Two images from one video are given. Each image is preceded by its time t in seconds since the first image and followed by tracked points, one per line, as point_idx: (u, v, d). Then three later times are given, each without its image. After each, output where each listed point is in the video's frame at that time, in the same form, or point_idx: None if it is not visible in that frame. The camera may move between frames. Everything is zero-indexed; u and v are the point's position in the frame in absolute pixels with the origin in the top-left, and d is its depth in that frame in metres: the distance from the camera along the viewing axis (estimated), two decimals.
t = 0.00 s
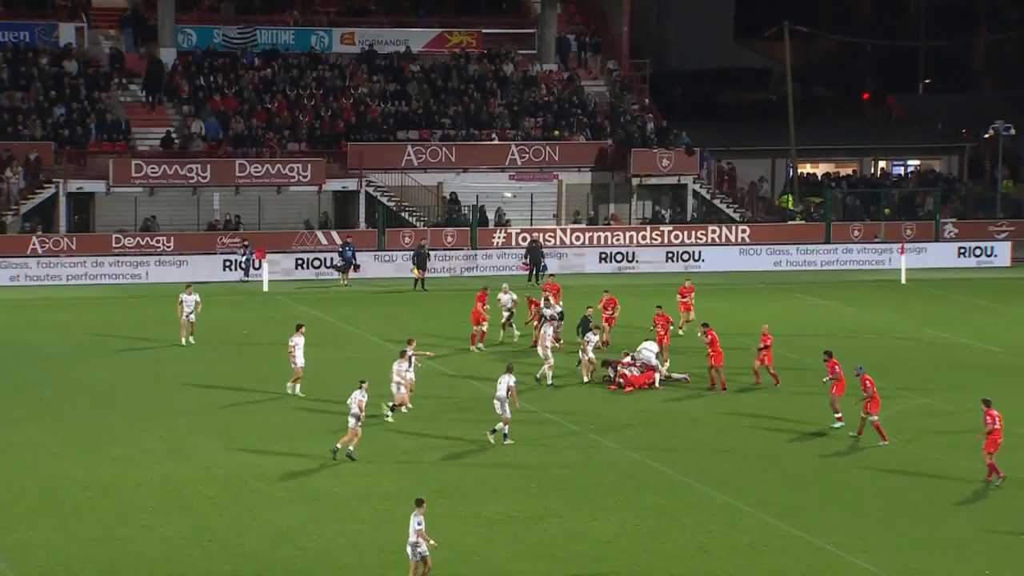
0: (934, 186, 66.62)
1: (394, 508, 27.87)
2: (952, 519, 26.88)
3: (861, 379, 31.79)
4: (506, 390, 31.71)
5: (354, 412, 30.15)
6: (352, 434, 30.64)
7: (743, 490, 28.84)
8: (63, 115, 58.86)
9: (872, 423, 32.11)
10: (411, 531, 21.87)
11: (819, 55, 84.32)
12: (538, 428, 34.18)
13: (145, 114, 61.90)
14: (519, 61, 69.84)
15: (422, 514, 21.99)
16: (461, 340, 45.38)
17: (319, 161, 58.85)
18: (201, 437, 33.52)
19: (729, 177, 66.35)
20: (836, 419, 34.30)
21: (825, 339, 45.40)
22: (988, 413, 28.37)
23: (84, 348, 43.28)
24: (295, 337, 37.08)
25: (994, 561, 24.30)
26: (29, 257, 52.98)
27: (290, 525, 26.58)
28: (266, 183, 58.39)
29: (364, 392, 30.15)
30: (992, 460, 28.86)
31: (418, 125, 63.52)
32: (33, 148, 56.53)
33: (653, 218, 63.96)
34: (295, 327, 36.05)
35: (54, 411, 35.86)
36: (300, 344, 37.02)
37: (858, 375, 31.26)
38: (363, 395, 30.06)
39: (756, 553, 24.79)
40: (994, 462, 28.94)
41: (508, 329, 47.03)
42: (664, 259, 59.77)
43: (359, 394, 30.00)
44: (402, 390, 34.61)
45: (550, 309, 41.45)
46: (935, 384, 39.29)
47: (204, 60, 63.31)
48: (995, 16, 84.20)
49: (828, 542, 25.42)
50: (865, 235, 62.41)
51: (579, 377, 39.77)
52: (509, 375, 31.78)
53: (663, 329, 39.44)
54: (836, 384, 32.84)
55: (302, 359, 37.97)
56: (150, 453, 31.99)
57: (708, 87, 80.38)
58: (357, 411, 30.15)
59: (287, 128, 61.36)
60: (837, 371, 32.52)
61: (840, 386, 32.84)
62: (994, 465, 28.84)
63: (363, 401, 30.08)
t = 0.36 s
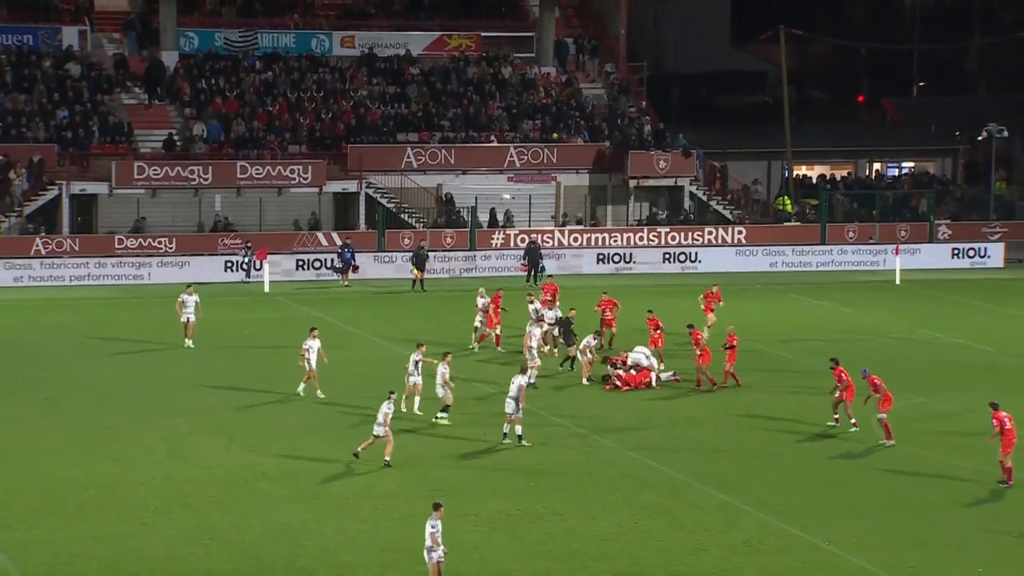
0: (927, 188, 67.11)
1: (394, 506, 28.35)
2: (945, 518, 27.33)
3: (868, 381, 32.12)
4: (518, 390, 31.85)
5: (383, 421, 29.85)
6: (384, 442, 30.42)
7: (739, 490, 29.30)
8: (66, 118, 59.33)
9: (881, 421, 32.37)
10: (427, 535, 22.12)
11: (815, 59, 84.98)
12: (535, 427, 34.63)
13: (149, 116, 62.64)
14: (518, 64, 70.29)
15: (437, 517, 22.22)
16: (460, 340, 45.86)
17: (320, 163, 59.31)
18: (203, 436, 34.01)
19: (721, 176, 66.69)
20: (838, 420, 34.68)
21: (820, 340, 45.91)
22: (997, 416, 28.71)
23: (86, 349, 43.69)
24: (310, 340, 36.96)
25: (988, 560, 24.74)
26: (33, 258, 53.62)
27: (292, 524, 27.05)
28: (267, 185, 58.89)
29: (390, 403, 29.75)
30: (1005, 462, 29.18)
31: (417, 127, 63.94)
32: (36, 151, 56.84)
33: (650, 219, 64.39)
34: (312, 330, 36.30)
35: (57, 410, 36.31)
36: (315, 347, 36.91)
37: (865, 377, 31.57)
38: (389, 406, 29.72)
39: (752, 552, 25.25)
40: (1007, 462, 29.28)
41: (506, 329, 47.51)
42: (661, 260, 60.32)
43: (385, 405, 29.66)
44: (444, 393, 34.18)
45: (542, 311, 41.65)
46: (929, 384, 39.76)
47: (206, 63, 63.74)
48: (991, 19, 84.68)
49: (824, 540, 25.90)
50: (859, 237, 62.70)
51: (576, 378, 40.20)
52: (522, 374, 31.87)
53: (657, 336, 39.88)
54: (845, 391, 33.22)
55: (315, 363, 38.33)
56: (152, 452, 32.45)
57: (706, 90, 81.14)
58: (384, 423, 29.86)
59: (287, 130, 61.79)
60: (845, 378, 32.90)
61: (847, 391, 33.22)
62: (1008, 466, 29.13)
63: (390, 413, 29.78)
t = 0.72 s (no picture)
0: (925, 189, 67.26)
1: (393, 506, 28.47)
2: (943, 518, 27.45)
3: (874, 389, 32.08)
4: (534, 391, 31.76)
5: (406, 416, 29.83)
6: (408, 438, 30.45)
7: (738, 490, 29.42)
8: (66, 119, 59.39)
9: (889, 426, 32.38)
10: (440, 541, 21.88)
11: (813, 59, 85.08)
12: (534, 428, 34.75)
13: (149, 117, 62.96)
14: (516, 65, 70.40)
15: (451, 523, 21.99)
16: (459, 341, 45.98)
17: (319, 164, 59.38)
18: (202, 436, 34.13)
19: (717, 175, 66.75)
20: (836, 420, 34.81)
21: (818, 340, 46.06)
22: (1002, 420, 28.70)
23: (85, 349, 43.79)
24: (322, 342, 36.67)
25: (985, 560, 24.85)
26: (32, 259, 53.71)
27: (292, 523, 27.15)
28: (267, 186, 58.87)
29: (414, 397, 29.91)
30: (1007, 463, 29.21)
31: (417, 129, 64.15)
32: (36, 152, 57.07)
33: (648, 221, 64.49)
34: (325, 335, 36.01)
35: (56, 410, 36.36)
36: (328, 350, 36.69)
37: (871, 389, 31.51)
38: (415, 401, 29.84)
39: (751, 552, 25.34)
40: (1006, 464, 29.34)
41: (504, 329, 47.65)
42: (659, 261, 60.45)
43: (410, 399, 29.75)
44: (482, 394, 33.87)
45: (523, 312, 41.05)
46: (927, 384, 39.89)
47: (205, 65, 63.75)
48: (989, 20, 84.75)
49: (821, 540, 26.02)
50: (856, 237, 62.98)
51: (574, 378, 40.30)
52: (537, 375, 31.74)
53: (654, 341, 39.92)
54: (843, 391, 33.24)
55: (331, 365, 38.39)
56: (152, 452, 32.55)
57: (704, 90, 81.50)
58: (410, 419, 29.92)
59: (287, 131, 61.86)
60: (841, 379, 33.02)
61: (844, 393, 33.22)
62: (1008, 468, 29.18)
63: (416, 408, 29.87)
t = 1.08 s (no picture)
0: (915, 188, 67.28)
1: (384, 505, 28.46)
2: (932, 517, 27.50)
3: (860, 388, 32.30)
4: (539, 392, 31.48)
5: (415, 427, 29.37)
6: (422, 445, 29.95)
7: (729, 489, 29.46)
8: (56, 119, 59.24)
9: (876, 425, 32.47)
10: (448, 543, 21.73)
11: (803, 58, 85.03)
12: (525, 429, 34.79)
13: (139, 117, 62.93)
14: (508, 65, 70.34)
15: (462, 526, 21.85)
16: (449, 341, 45.92)
17: (309, 164, 59.32)
18: (193, 437, 34.08)
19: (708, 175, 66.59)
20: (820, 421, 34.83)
21: (808, 340, 46.15)
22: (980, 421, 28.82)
23: (75, 350, 43.69)
24: (327, 344, 36.51)
25: (974, 560, 24.91)
26: (23, 260, 53.55)
27: (282, 524, 27.13)
28: (257, 186, 58.92)
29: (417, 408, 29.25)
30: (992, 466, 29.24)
31: (408, 129, 64.11)
32: (26, 152, 56.79)
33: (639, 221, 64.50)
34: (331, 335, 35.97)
35: (46, 411, 36.28)
36: (332, 352, 36.49)
37: (857, 386, 31.90)
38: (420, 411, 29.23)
39: (741, 552, 25.38)
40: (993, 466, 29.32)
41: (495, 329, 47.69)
42: (650, 261, 60.48)
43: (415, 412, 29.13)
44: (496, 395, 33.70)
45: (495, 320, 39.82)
46: (917, 384, 40.00)
47: (196, 65, 63.49)
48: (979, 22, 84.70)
49: (811, 539, 26.08)
50: (848, 238, 63.26)
51: (565, 378, 40.25)
52: (542, 377, 31.50)
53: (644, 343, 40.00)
54: (819, 390, 33.61)
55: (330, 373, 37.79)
56: (142, 453, 32.49)
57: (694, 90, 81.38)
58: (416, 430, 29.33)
59: (277, 131, 61.80)
60: (815, 377, 33.29)
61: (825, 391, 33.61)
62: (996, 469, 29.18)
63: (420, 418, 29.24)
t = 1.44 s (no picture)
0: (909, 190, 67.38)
1: (377, 506, 28.45)
2: (926, 517, 27.56)
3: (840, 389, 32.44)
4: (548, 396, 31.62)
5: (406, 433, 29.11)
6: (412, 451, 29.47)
7: (722, 490, 29.48)
8: (49, 120, 59.18)
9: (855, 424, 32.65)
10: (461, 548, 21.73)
11: (797, 59, 85.13)
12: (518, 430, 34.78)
13: (131, 118, 62.87)
14: (501, 65, 70.36)
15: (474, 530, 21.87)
16: (444, 342, 45.95)
17: (302, 165, 59.26)
18: (186, 438, 34.04)
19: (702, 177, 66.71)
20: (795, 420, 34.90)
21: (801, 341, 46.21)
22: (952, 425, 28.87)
23: (68, 351, 43.62)
24: (330, 349, 36.40)
25: (968, 559, 24.97)
26: (15, 261, 53.59)
27: (275, 525, 27.11)
28: (250, 187, 58.82)
29: (411, 412, 28.88)
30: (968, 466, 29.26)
31: (401, 130, 64.13)
32: (19, 153, 56.71)
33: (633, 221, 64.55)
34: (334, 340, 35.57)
35: (40, 412, 36.23)
36: (336, 358, 36.46)
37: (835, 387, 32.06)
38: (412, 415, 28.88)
39: (733, 552, 25.40)
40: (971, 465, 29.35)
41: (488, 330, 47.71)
42: (644, 262, 60.56)
43: (407, 415, 28.77)
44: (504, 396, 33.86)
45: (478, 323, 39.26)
46: (909, 384, 40.07)
47: (189, 65, 63.76)
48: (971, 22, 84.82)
49: (803, 540, 26.10)
50: (841, 239, 63.27)
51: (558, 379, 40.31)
52: (550, 382, 31.69)
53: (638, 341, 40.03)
54: (790, 391, 33.77)
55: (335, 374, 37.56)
56: (135, 454, 32.45)
57: (688, 91, 81.27)
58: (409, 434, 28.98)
59: (270, 132, 61.80)
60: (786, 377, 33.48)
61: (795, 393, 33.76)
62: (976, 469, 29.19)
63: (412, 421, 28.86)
